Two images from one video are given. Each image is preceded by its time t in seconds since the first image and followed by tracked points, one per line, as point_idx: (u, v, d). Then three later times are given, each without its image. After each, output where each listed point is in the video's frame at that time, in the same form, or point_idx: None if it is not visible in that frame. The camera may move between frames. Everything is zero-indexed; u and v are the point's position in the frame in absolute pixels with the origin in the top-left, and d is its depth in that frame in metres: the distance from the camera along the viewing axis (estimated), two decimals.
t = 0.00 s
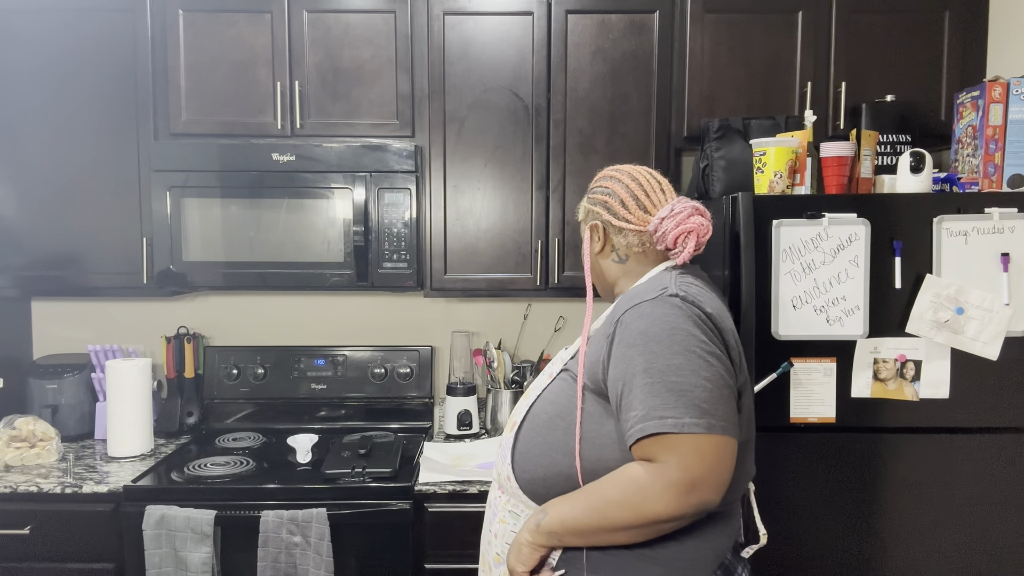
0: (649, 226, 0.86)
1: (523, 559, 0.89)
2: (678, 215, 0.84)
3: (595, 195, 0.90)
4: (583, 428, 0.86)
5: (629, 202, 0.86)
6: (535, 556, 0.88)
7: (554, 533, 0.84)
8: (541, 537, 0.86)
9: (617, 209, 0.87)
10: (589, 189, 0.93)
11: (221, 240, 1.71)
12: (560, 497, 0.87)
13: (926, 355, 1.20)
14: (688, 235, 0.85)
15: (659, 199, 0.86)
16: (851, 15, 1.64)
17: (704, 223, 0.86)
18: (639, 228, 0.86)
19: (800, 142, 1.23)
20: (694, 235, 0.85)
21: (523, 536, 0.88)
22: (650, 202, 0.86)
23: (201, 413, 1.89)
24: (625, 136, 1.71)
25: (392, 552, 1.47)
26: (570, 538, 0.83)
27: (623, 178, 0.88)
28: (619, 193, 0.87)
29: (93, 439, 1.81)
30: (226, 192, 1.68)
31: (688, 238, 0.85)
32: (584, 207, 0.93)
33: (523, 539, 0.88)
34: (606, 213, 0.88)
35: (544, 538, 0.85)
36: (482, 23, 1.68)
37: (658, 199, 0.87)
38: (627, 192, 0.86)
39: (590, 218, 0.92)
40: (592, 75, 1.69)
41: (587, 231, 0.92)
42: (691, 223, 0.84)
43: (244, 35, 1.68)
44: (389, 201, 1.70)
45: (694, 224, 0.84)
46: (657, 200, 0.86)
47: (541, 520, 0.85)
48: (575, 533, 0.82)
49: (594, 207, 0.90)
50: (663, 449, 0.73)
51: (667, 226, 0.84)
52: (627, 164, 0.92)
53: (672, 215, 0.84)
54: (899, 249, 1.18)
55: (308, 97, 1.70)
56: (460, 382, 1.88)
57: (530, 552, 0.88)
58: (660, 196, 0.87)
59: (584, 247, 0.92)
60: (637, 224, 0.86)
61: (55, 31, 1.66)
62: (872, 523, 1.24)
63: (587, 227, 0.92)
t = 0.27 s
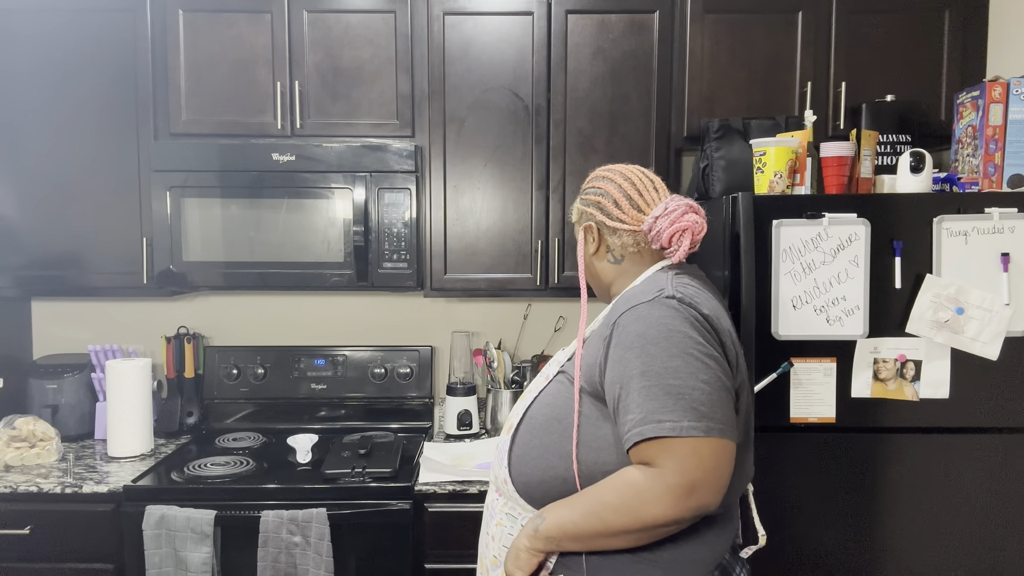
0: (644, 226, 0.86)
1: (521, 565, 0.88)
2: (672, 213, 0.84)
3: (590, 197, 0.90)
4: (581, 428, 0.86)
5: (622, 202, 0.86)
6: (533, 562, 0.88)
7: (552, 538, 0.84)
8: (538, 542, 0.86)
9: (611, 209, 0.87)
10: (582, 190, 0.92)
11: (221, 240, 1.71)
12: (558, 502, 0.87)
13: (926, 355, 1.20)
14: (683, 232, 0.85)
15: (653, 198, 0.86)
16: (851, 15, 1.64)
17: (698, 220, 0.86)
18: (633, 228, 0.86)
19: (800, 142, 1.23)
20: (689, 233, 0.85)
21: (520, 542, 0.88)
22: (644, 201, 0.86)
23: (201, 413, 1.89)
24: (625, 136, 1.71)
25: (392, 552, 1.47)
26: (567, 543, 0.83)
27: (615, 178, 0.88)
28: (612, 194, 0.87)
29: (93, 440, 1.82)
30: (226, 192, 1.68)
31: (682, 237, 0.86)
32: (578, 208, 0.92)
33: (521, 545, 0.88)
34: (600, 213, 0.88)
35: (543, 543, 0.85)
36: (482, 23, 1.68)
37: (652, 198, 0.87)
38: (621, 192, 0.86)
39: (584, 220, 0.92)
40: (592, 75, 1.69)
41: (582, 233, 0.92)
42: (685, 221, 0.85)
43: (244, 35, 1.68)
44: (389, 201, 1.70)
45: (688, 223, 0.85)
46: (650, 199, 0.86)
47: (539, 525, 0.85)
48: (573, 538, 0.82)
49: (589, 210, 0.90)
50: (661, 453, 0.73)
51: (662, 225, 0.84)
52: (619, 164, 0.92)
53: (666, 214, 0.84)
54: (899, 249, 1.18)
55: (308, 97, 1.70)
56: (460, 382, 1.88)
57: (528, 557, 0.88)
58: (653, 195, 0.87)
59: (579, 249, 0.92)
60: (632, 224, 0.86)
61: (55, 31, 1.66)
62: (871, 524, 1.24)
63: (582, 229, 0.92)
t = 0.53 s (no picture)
0: (641, 226, 0.86)
1: (520, 567, 0.89)
2: (669, 212, 0.84)
3: (586, 197, 0.90)
4: (580, 429, 0.86)
5: (619, 202, 0.86)
6: (532, 564, 0.88)
7: (552, 541, 0.84)
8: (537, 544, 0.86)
9: (608, 209, 0.87)
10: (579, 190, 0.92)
11: (221, 240, 1.71)
12: (558, 503, 0.87)
13: (926, 355, 1.20)
14: (680, 231, 0.85)
15: (650, 198, 0.86)
16: (851, 15, 1.64)
17: (696, 219, 0.86)
18: (631, 228, 0.86)
19: (800, 142, 1.23)
20: (686, 232, 0.86)
21: (520, 544, 0.88)
22: (641, 201, 0.86)
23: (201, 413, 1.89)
24: (625, 136, 1.71)
25: (392, 552, 1.47)
26: (567, 545, 0.83)
27: (612, 178, 0.88)
28: (609, 194, 0.87)
29: (93, 440, 1.82)
30: (226, 192, 1.68)
31: (680, 236, 0.86)
32: (575, 209, 0.92)
33: (520, 546, 0.88)
34: (597, 214, 0.88)
35: (542, 545, 0.85)
36: (482, 23, 1.68)
37: (649, 198, 0.87)
38: (618, 192, 0.86)
39: (582, 220, 0.91)
40: (592, 75, 1.69)
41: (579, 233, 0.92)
42: (683, 220, 0.85)
43: (244, 35, 1.68)
44: (389, 201, 1.70)
45: (685, 221, 0.85)
46: (647, 199, 0.86)
47: (538, 528, 0.85)
48: (572, 540, 0.82)
49: (586, 209, 0.90)
50: (661, 453, 0.73)
51: (659, 224, 0.84)
52: (615, 164, 0.92)
53: (663, 213, 0.85)
54: (899, 249, 1.18)
55: (308, 97, 1.70)
56: (460, 382, 1.88)
57: (528, 560, 0.88)
58: (650, 195, 0.87)
59: (577, 249, 0.92)
60: (629, 223, 0.86)
61: (54, 31, 1.66)
62: (871, 524, 1.24)
63: (579, 229, 0.92)
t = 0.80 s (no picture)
0: (641, 225, 0.86)
1: (518, 568, 0.89)
2: (669, 212, 0.84)
3: (586, 197, 0.90)
4: (579, 429, 0.86)
5: (619, 201, 0.86)
6: (530, 565, 0.88)
7: (550, 543, 0.84)
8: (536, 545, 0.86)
9: (608, 208, 0.87)
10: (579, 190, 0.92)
11: (221, 240, 1.71)
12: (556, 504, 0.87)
13: (926, 355, 1.20)
14: (680, 231, 0.85)
15: (650, 197, 0.86)
16: (851, 15, 1.64)
17: (696, 219, 0.86)
18: (631, 227, 0.86)
19: (800, 142, 1.24)
20: (686, 232, 0.86)
21: (517, 545, 0.88)
22: (641, 200, 0.86)
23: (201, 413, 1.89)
24: (625, 136, 1.71)
25: (391, 552, 1.47)
26: (565, 547, 0.83)
27: (612, 178, 0.88)
28: (609, 193, 0.87)
29: (93, 440, 1.82)
30: (226, 192, 1.68)
31: (680, 236, 0.86)
32: (574, 208, 0.92)
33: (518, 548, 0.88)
34: (596, 213, 0.88)
35: (540, 546, 0.85)
36: (482, 23, 1.68)
37: (649, 197, 0.87)
38: (618, 192, 0.86)
39: (581, 220, 0.91)
40: (592, 75, 1.69)
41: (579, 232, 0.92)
42: (682, 220, 0.85)
43: (244, 35, 1.68)
44: (389, 201, 1.70)
45: (685, 221, 0.85)
46: (647, 199, 0.86)
47: (536, 529, 0.85)
48: (570, 542, 0.82)
49: (586, 209, 0.90)
50: (659, 455, 0.73)
51: (659, 224, 0.84)
52: (615, 164, 0.92)
53: (664, 213, 0.85)
54: (899, 249, 1.18)
55: (308, 97, 1.70)
56: (460, 382, 1.88)
57: (526, 561, 0.88)
58: (651, 195, 0.87)
59: (576, 249, 0.92)
60: (629, 223, 0.86)
61: (54, 31, 1.66)
62: (870, 524, 1.24)
63: (578, 229, 0.92)
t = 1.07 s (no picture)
0: (642, 225, 0.86)
1: (518, 569, 0.89)
2: (670, 212, 0.84)
3: (586, 196, 0.90)
4: (579, 430, 0.86)
5: (620, 201, 0.86)
6: (530, 566, 0.88)
7: (550, 543, 0.84)
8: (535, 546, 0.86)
9: (609, 208, 0.87)
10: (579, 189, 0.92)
11: (221, 240, 1.71)
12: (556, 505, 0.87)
13: (926, 355, 1.20)
14: (681, 231, 0.85)
15: (651, 197, 0.86)
16: (851, 15, 1.64)
17: (697, 219, 0.86)
18: (631, 227, 0.86)
19: (800, 142, 1.24)
20: (687, 232, 0.86)
21: (517, 546, 0.88)
22: (642, 200, 0.86)
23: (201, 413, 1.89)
24: (625, 136, 1.71)
25: (391, 552, 1.47)
26: (564, 547, 0.83)
27: (613, 177, 0.88)
28: (610, 193, 0.87)
29: (92, 440, 1.82)
30: (226, 192, 1.68)
31: (680, 236, 0.86)
32: (575, 208, 0.93)
33: (517, 549, 0.88)
34: (597, 213, 0.88)
35: (539, 547, 0.85)
36: (482, 23, 1.68)
37: (650, 197, 0.87)
38: (619, 192, 0.86)
39: (581, 219, 0.91)
40: (592, 75, 1.69)
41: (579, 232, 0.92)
42: (683, 220, 0.85)
43: (244, 36, 1.68)
44: (389, 201, 1.70)
45: (686, 222, 0.85)
46: (648, 198, 0.86)
47: (536, 530, 0.85)
48: (570, 543, 0.82)
49: (586, 208, 0.90)
50: (659, 455, 0.73)
51: (660, 224, 0.84)
52: (616, 164, 0.92)
53: (665, 212, 0.84)
54: (899, 249, 1.18)
55: (308, 97, 1.70)
56: (460, 382, 1.88)
57: (525, 562, 0.88)
58: (651, 195, 0.87)
59: (576, 249, 0.92)
60: (629, 223, 0.86)
61: (54, 31, 1.66)
62: (870, 525, 1.24)
63: (579, 228, 0.92)
